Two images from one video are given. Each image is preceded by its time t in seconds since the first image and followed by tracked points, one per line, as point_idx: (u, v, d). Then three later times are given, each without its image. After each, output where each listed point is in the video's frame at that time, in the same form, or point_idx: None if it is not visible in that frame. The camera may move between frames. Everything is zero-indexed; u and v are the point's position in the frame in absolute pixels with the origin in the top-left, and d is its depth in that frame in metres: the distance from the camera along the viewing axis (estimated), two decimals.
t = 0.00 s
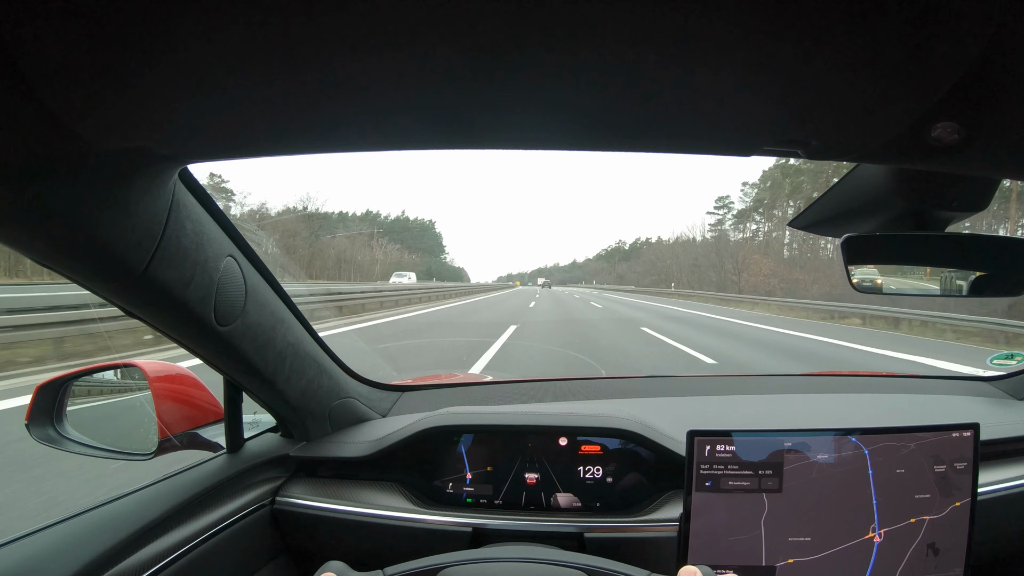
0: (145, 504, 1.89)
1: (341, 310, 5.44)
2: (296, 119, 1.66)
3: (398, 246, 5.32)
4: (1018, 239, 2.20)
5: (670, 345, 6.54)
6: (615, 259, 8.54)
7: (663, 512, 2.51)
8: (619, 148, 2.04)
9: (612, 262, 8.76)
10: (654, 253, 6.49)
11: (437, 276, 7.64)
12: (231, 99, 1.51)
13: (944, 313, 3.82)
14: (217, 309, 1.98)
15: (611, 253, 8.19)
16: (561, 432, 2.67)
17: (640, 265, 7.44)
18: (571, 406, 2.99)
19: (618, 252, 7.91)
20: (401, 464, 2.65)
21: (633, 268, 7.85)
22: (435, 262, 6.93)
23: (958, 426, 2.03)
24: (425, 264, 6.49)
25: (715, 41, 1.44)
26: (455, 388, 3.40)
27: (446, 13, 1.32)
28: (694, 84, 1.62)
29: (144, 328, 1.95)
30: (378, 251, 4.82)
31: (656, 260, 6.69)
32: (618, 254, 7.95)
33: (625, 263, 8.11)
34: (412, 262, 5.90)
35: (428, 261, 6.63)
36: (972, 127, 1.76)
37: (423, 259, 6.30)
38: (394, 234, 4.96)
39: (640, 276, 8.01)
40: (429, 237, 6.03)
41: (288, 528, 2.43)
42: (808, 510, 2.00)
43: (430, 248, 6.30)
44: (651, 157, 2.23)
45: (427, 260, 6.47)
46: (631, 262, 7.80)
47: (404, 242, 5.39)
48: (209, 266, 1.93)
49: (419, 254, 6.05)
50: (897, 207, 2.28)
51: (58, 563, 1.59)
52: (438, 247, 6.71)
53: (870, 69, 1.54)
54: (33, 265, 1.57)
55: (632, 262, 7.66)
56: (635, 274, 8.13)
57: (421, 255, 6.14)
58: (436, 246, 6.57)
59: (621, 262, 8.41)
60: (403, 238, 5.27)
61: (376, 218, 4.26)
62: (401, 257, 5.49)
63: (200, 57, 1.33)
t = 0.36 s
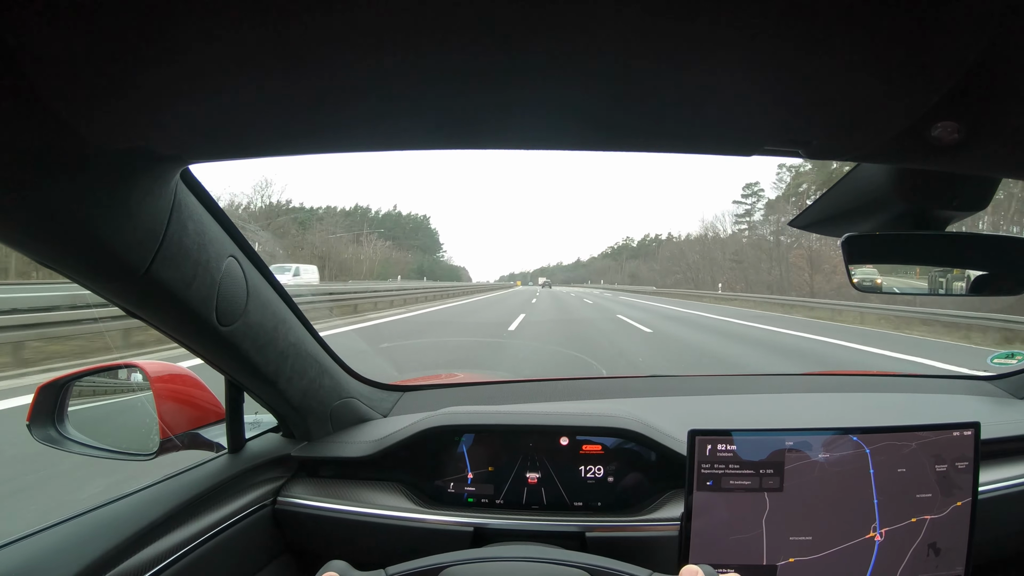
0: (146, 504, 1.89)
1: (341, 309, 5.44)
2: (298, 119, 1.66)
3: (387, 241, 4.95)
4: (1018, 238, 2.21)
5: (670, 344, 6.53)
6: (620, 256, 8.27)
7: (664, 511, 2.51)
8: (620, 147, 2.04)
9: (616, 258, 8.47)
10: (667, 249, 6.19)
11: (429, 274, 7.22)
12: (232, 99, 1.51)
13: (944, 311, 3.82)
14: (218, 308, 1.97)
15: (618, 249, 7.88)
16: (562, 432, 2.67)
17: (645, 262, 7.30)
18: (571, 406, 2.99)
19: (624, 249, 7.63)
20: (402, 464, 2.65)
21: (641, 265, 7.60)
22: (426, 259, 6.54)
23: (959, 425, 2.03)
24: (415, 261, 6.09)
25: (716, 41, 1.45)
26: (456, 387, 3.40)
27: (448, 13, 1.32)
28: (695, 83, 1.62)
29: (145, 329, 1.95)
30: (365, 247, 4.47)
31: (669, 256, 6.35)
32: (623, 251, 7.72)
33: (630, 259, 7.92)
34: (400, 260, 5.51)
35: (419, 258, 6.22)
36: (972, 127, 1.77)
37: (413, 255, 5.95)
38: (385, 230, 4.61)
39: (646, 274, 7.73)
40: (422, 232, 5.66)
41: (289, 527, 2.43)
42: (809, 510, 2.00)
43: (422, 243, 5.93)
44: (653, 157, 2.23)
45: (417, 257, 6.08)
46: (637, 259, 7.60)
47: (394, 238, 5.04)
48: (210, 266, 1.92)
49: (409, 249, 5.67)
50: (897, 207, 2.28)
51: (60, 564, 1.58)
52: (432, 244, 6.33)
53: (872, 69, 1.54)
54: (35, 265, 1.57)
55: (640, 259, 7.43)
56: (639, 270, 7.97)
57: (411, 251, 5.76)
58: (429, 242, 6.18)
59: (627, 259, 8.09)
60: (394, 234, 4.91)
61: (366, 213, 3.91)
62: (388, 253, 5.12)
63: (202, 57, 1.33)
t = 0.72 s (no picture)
0: (146, 504, 1.89)
1: (342, 310, 5.45)
2: (297, 119, 1.66)
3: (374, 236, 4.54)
4: (1018, 239, 2.21)
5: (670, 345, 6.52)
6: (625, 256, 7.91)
7: (664, 512, 2.51)
8: (619, 147, 2.03)
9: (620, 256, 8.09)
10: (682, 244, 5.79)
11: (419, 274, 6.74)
12: (232, 100, 1.51)
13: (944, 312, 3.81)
14: (217, 309, 1.98)
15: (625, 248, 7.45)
16: (562, 432, 2.67)
17: (658, 258, 6.99)
18: (571, 407, 2.99)
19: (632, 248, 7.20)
20: (401, 465, 2.65)
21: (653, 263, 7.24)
22: (417, 257, 6.11)
23: (959, 426, 2.03)
24: (403, 259, 5.64)
25: (716, 42, 1.45)
26: (456, 388, 3.40)
27: (446, 14, 1.32)
28: (694, 84, 1.61)
29: (145, 329, 1.95)
30: (347, 241, 4.08)
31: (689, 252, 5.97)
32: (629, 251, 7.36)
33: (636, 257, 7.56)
34: (386, 258, 5.05)
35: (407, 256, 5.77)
36: (972, 128, 1.76)
37: (410, 256, 5.79)
38: (376, 227, 4.32)
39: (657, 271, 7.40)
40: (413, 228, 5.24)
41: (288, 528, 2.43)
42: (809, 511, 2.00)
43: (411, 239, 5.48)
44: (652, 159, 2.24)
45: (406, 255, 5.63)
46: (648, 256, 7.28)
47: (384, 234, 4.63)
48: (210, 267, 1.93)
49: (398, 246, 5.25)
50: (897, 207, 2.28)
51: (60, 564, 1.59)
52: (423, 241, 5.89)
53: (871, 69, 1.54)
54: (34, 266, 1.57)
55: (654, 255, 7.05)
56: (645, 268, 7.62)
57: (402, 247, 5.34)
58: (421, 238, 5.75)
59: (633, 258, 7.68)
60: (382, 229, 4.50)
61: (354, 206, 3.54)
62: (373, 250, 4.71)
63: (201, 58, 1.33)
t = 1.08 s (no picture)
0: (145, 504, 1.89)
1: (342, 310, 5.45)
2: (295, 119, 1.66)
3: (350, 229, 4.09)
4: (1017, 240, 2.20)
5: (670, 346, 6.52)
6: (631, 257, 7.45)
7: (663, 514, 2.50)
8: (619, 147, 2.03)
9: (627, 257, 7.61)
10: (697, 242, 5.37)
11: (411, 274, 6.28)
12: (231, 101, 1.51)
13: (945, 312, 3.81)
14: (217, 309, 1.98)
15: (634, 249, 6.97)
16: (561, 433, 2.67)
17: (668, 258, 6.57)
18: (570, 408, 2.99)
19: (642, 248, 6.73)
20: (401, 465, 2.66)
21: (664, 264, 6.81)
22: (406, 255, 5.62)
23: (959, 428, 2.02)
24: (392, 258, 5.24)
25: (714, 42, 1.44)
26: (455, 389, 3.41)
27: (445, 15, 1.32)
28: (693, 84, 1.61)
29: (144, 330, 1.96)
30: (316, 237, 3.64)
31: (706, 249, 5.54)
32: (640, 251, 6.85)
33: (645, 259, 7.06)
34: (384, 257, 5.00)
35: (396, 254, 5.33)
36: (971, 129, 1.76)
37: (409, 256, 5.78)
38: (374, 226, 4.31)
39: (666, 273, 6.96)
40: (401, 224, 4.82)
41: (287, 529, 2.43)
42: (808, 513, 2.00)
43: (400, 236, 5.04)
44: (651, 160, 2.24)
45: (396, 253, 5.24)
46: (657, 256, 6.82)
47: (378, 233, 4.52)
48: (209, 267, 1.93)
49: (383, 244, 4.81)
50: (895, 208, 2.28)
51: (59, 563, 1.59)
52: (413, 238, 5.47)
53: (871, 71, 1.54)
54: (34, 265, 1.57)
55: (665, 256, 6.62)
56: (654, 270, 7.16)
57: (389, 245, 4.90)
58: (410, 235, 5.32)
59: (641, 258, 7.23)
60: (359, 223, 4.05)
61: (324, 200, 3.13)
62: (351, 247, 4.27)
63: (200, 58, 1.33)
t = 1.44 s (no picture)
0: (145, 505, 1.88)
1: (342, 310, 5.46)
2: (297, 120, 1.66)
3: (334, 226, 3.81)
4: (1017, 240, 2.21)
5: (670, 346, 6.52)
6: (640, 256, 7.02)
7: (663, 514, 2.50)
8: (619, 147, 2.02)
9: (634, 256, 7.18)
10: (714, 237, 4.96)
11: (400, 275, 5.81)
12: (232, 101, 1.51)
13: (945, 312, 3.81)
14: (217, 310, 1.98)
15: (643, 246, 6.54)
16: (561, 434, 2.67)
17: (678, 254, 6.15)
18: (570, 408, 2.99)
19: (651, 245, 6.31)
20: (401, 465, 2.65)
21: (674, 263, 6.38)
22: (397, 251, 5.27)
23: (959, 428, 2.02)
24: (377, 256, 4.84)
25: (715, 43, 1.44)
26: (455, 389, 3.40)
27: (446, 15, 1.32)
28: (694, 84, 1.61)
29: (144, 330, 1.95)
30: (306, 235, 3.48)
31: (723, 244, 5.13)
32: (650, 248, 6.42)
33: (657, 254, 6.65)
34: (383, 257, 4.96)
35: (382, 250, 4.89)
36: (971, 129, 1.76)
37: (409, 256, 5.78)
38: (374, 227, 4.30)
39: (676, 273, 6.53)
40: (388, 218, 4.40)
41: (287, 529, 2.43)
42: (809, 512, 2.00)
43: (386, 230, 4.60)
44: (651, 161, 2.25)
45: (382, 250, 4.85)
46: (668, 254, 6.40)
47: (379, 233, 4.51)
48: (209, 268, 1.93)
49: (365, 240, 4.36)
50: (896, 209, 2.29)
51: (58, 564, 1.58)
52: (402, 234, 5.05)
53: (872, 72, 1.55)
54: (34, 266, 1.57)
55: (676, 254, 6.19)
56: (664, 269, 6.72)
57: (384, 243, 4.75)
58: (400, 230, 4.89)
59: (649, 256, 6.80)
60: (338, 215, 3.61)
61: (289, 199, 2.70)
62: (328, 242, 3.83)
63: (200, 58, 1.33)
